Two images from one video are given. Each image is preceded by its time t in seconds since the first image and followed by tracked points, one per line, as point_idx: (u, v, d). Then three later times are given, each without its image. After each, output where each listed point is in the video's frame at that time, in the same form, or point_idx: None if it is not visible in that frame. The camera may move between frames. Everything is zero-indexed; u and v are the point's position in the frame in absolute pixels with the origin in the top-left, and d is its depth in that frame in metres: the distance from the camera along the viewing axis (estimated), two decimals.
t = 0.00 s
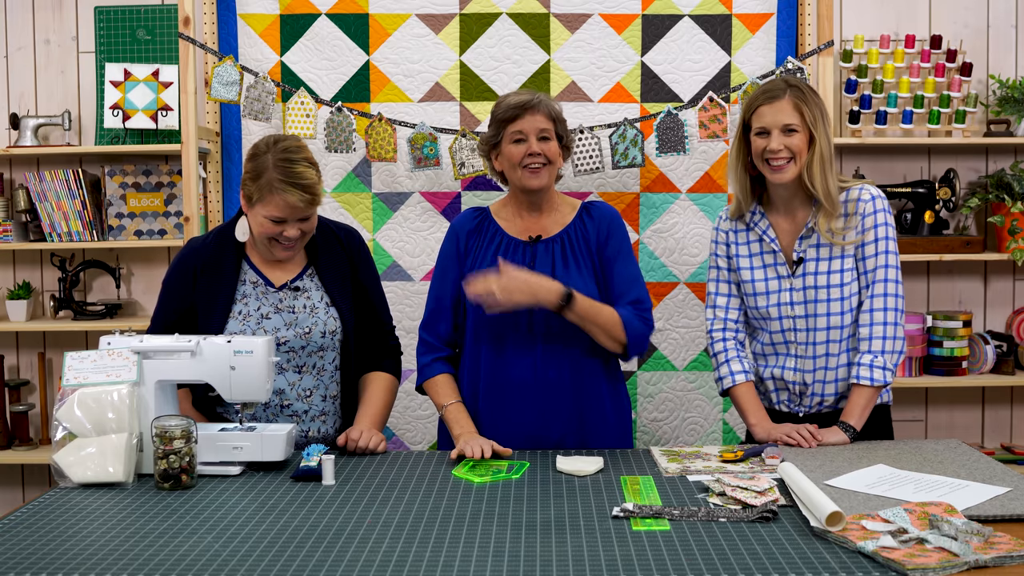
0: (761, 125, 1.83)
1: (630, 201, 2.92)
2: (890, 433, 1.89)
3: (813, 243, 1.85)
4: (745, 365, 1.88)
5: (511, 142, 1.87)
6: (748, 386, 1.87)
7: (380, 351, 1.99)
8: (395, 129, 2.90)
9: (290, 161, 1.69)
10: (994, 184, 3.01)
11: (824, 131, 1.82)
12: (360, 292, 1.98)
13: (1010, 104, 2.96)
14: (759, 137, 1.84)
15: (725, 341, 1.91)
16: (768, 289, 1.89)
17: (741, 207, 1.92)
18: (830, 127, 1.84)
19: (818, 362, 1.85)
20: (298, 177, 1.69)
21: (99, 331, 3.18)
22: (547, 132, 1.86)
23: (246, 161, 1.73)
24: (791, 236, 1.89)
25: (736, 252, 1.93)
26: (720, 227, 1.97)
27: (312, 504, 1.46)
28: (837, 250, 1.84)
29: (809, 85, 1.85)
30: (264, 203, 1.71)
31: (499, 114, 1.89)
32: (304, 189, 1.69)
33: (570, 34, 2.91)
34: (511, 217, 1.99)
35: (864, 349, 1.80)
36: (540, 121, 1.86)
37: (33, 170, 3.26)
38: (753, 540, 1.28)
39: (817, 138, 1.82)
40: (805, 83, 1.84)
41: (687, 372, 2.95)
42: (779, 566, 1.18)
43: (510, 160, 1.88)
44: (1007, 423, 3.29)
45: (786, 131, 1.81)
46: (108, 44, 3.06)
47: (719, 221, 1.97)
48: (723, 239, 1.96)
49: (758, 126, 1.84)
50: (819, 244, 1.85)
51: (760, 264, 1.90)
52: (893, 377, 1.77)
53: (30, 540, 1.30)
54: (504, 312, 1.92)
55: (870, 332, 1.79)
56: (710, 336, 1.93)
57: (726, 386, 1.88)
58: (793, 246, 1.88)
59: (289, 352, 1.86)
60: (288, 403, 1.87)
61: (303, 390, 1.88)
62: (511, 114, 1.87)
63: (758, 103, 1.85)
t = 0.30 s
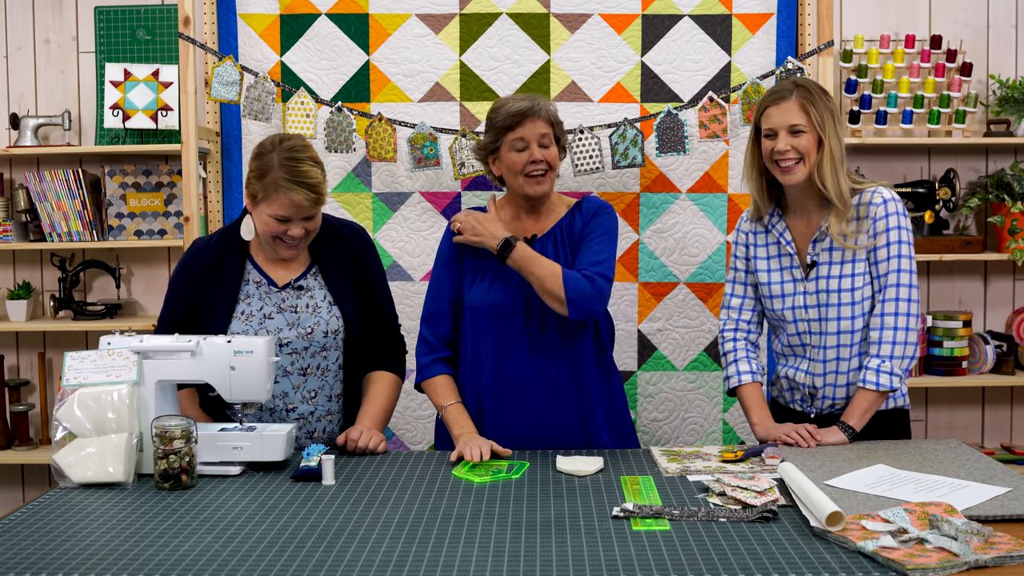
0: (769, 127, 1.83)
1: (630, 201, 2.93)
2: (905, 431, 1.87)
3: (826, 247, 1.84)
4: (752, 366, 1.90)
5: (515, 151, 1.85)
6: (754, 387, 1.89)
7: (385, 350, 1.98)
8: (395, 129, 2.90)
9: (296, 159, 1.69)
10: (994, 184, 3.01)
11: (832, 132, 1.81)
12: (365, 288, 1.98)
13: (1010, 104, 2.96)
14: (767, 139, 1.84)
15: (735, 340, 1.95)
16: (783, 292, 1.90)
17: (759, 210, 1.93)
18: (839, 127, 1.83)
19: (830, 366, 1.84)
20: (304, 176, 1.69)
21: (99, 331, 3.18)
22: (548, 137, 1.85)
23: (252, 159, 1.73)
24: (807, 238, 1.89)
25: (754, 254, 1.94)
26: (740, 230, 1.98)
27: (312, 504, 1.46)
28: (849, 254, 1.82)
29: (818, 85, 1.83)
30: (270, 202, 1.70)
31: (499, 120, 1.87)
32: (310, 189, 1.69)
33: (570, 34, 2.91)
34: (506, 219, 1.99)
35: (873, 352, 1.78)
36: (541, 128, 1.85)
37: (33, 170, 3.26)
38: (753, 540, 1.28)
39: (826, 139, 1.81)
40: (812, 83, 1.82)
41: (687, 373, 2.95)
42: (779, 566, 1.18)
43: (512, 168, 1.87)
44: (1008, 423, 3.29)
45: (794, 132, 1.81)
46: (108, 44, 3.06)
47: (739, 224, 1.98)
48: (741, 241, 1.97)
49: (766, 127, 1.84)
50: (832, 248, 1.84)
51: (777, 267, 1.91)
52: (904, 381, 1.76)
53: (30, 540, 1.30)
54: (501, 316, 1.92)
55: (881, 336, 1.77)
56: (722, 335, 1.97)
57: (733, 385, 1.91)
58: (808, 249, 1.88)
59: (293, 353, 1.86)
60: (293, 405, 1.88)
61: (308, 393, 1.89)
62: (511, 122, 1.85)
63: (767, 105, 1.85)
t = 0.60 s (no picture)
0: (764, 123, 1.85)
1: (630, 201, 2.93)
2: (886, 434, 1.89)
3: (827, 242, 1.84)
4: (752, 359, 1.90)
5: (515, 166, 1.84)
6: (755, 380, 1.88)
7: (389, 350, 1.98)
8: (395, 129, 2.90)
9: (313, 147, 1.71)
10: (994, 184, 3.01)
11: (827, 128, 1.80)
12: (378, 285, 1.98)
13: (1010, 104, 2.96)
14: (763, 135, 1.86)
15: (735, 334, 1.94)
16: (778, 285, 1.89)
17: (767, 206, 1.94)
18: (838, 125, 1.82)
19: (818, 361, 1.84)
20: (322, 162, 1.70)
21: (99, 331, 3.18)
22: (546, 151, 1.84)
23: (268, 147, 1.74)
24: (808, 232, 1.88)
25: (754, 246, 1.94)
26: (745, 222, 1.98)
27: (312, 504, 1.46)
28: (850, 251, 1.82)
29: (818, 83, 1.83)
30: (286, 187, 1.70)
31: (496, 136, 1.82)
32: (326, 173, 1.70)
33: (570, 34, 2.91)
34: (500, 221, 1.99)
35: (882, 354, 1.78)
36: (541, 142, 1.82)
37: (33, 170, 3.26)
38: (753, 540, 1.28)
39: (822, 135, 1.80)
40: (812, 80, 1.83)
41: (687, 372, 2.95)
42: (779, 566, 1.18)
43: (512, 181, 1.86)
44: (1008, 423, 3.29)
45: (786, 128, 1.81)
46: (108, 44, 3.06)
47: (744, 216, 1.99)
48: (744, 234, 1.97)
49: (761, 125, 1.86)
50: (833, 244, 1.84)
51: (775, 260, 1.90)
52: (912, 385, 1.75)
53: (30, 540, 1.30)
54: (494, 312, 1.92)
55: (891, 338, 1.77)
56: (721, 328, 1.96)
57: (732, 377, 1.90)
58: (808, 243, 1.87)
59: (306, 351, 1.87)
60: (308, 400, 1.89)
61: (321, 388, 1.90)
62: (513, 138, 1.81)
63: (765, 103, 1.87)
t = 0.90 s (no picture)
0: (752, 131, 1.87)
1: (630, 201, 2.93)
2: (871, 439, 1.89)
3: (815, 248, 1.84)
4: (740, 367, 1.90)
5: (519, 176, 1.85)
6: (740, 387, 1.88)
7: (379, 346, 1.98)
8: (395, 129, 2.90)
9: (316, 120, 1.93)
10: (994, 184, 3.01)
11: (808, 136, 1.81)
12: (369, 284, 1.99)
13: (1010, 104, 2.96)
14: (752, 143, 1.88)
15: (723, 339, 1.93)
16: (767, 289, 1.89)
17: (759, 214, 1.94)
18: (825, 132, 1.82)
19: (800, 364, 1.85)
20: (329, 128, 1.92)
21: (99, 331, 3.18)
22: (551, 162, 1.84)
23: (273, 132, 1.94)
24: (798, 238, 1.88)
25: (744, 252, 1.93)
26: (737, 229, 1.98)
27: (312, 504, 1.46)
28: (838, 256, 1.82)
29: (804, 90, 1.83)
30: (300, 152, 1.88)
31: (500, 147, 1.82)
32: (334, 136, 1.91)
33: (570, 34, 2.91)
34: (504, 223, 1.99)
35: (889, 356, 1.78)
36: (546, 154, 1.82)
37: (33, 170, 3.26)
38: (753, 540, 1.28)
39: (804, 144, 1.81)
40: (799, 89, 1.83)
41: (687, 372, 2.95)
42: (779, 566, 1.18)
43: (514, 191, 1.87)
44: (1007, 424, 3.29)
45: (770, 137, 1.83)
46: (108, 44, 3.06)
47: (739, 223, 1.99)
48: (735, 239, 1.97)
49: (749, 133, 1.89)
50: (820, 250, 1.84)
51: (764, 265, 1.90)
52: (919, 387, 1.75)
53: (30, 540, 1.30)
54: (504, 312, 1.92)
55: (898, 340, 1.77)
56: (710, 333, 1.95)
57: (719, 383, 1.90)
58: (797, 248, 1.87)
59: (299, 342, 1.91)
60: (302, 391, 1.93)
61: (315, 380, 1.93)
62: (518, 152, 1.80)
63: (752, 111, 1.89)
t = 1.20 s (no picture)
0: (748, 133, 1.87)
1: (630, 201, 2.93)
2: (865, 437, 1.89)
3: (810, 247, 1.85)
4: (738, 370, 1.90)
5: (526, 177, 1.84)
6: (740, 393, 1.89)
7: (372, 342, 1.99)
8: (395, 129, 2.90)
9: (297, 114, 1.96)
10: (994, 184, 3.01)
11: (806, 137, 1.81)
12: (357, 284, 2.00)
13: (1010, 104, 2.96)
14: (748, 146, 1.87)
15: (722, 343, 1.93)
16: (762, 290, 1.89)
17: (753, 216, 1.94)
18: (821, 132, 1.82)
19: (794, 363, 1.85)
20: (309, 121, 1.94)
21: (99, 331, 3.18)
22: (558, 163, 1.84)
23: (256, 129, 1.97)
24: (792, 238, 1.89)
25: (740, 254, 1.94)
26: (733, 230, 1.98)
27: (312, 504, 1.46)
28: (832, 256, 1.83)
29: (800, 91, 1.83)
30: (280, 144, 1.90)
31: (508, 148, 1.82)
32: (314, 128, 1.93)
33: (570, 34, 2.91)
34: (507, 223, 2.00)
35: (886, 356, 1.77)
36: (553, 156, 1.82)
37: (33, 170, 3.26)
38: (753, 541, 1.28)
39: (801, 145, 1.81)
40: (792, 90, 1.83)
41: (687, 372, 2.95)
42: (779, 566, 1.18)
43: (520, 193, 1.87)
44: (1007, 423, 3.29)
45: (767, 139, 1.83)
46: (108, 44, 3.06)
47: (734, 225, 1.98)
48: (731, 241, 1.97)
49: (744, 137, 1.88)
50: (814, 249, 1.84)
51: (760, 266, 1.91)
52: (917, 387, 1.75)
53: (30, 540, 1.30)
54: (505, 312, 1.91)
55: (894, 340, 1.77)
56: (709, 337, 1.96)
57: (719, 390, 1.90)
58: (791, 248, 1.88)
59: (288, 333, 1.91)
60: (290, 382, 1.92)
61: (304, 372, 1.93)
62: (525, 153, 1.80)
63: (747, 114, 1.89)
